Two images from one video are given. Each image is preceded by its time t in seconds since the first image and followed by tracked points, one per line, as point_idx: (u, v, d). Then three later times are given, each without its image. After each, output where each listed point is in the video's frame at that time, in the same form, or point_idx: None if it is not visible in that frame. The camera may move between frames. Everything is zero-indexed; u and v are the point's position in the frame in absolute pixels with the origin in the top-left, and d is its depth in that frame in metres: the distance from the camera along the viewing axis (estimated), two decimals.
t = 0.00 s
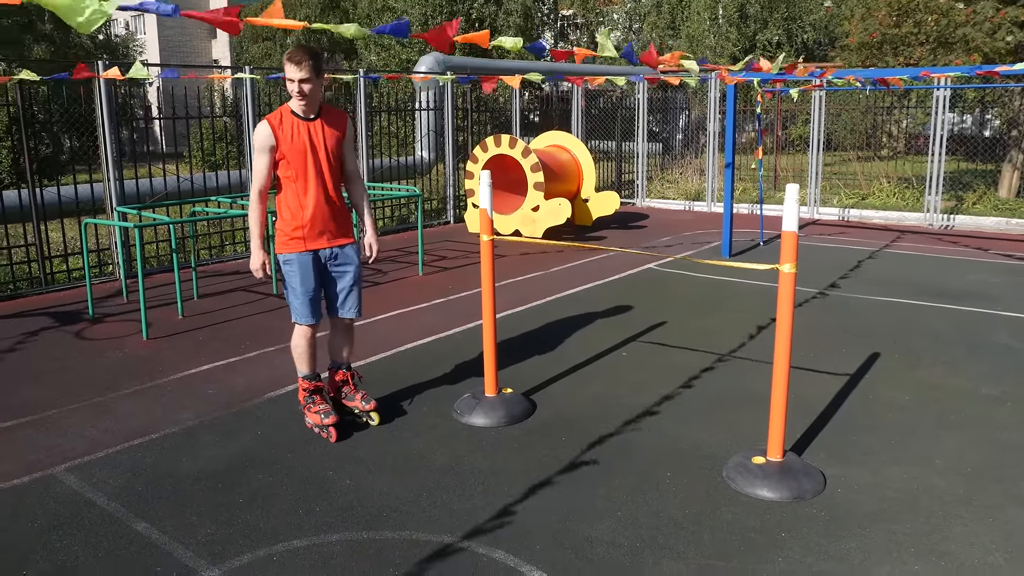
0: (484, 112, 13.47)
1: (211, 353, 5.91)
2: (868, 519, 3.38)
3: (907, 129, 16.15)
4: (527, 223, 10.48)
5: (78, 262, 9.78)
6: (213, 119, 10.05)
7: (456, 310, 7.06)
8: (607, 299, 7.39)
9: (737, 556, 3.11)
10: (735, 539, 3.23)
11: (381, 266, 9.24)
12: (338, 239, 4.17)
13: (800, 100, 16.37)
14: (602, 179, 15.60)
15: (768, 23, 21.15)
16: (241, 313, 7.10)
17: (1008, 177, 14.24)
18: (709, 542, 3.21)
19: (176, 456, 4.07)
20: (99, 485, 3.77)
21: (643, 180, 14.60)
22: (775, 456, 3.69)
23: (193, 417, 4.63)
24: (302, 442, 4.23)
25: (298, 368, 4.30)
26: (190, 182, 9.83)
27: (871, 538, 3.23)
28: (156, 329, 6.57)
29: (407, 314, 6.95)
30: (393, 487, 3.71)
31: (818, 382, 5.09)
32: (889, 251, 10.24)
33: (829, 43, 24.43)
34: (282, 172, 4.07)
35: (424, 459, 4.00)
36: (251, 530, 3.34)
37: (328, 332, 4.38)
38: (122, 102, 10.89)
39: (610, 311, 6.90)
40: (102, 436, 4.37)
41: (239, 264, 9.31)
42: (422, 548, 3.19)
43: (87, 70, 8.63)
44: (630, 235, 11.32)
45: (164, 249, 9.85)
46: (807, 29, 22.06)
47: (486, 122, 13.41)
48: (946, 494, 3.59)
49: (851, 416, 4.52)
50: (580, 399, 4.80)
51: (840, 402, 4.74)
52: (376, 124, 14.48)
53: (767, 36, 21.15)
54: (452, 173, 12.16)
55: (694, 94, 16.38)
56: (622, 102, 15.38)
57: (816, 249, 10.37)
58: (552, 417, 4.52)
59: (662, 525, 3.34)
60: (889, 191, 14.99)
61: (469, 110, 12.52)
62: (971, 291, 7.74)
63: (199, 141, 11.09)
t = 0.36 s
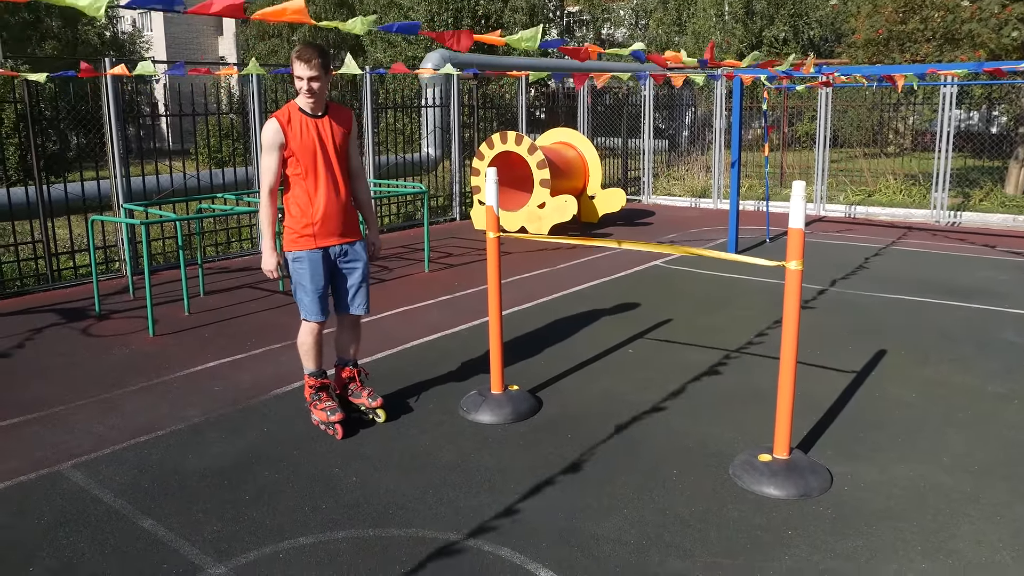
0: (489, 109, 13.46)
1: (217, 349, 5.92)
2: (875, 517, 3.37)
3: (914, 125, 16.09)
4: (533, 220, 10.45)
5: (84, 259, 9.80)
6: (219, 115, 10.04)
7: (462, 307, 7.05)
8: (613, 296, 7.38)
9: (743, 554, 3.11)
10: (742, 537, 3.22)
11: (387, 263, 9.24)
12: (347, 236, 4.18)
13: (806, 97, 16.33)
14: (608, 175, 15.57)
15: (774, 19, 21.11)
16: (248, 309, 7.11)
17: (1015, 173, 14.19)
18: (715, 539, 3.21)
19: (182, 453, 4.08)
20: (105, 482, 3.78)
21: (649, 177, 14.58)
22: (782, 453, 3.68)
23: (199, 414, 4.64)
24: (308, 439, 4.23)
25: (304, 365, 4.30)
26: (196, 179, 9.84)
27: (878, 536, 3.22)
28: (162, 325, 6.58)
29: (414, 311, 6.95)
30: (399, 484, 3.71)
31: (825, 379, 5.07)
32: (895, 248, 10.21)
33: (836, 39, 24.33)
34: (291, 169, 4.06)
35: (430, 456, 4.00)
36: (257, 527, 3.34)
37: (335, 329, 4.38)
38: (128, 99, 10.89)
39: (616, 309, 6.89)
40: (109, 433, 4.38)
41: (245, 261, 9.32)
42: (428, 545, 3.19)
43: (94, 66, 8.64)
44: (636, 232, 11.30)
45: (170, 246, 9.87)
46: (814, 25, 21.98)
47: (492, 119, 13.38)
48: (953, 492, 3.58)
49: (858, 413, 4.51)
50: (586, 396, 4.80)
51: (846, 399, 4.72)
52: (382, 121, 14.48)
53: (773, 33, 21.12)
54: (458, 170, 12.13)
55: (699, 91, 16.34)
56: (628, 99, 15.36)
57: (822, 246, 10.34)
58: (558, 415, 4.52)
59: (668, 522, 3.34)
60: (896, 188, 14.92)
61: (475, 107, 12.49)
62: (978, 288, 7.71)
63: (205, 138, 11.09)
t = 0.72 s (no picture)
0: (493, 109, 13.48)
1: (221, 349, 5.93)
2: (878, 518, 3.37)
3: (919, 127, 16.07)
4: (537, 221, 10.46)
5: (88, 258, 9.83)
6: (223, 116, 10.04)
7: (466, 308, 7.06)
8: (617, 296, 7.37)
9: (745, 554, 3.10)
10: (744, 537, 3.22)
11: (391, 263, 9.25)
12: (352, 236, 4.19)
13: (811, 98, 16.32)
14: (612, 176, 15.58)
15: (779, 21, 21.13)
16: (251, 309, 7.13)
17: (1020, 175, 14.16)
18: (718, 540, 3.20)
19: (186, 452, 4.09)
20: (109, 481, 3.79)
21: (653, 178, 14.59)
22: (785, 454, 3.68)
23: (203, 413, 4.65)
24: (311, 439, 4.24)
25: (309, 365, 4.31)
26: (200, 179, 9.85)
27: (880, 537, 3.21)
28: (166, 325, 6.60)
29: (417, 311, 6.96)
30: (402, 484, 3.71)
31: (828, 380, 5.07)
32: (899, 249, 10.20)
33: (840, 41, 24.31)
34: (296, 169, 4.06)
35: (433, 456, 4.01)
36: (260, 526, 3.35)
37: (339, 329, 4.39)
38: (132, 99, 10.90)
39: (619, 309, 6.89)
40: (113, 431, 4.39)
41: (249, 260, 9.34)
42: (430, 544, 3.20)
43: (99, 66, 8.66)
44: (640, 233, 11.30)
45: (174, 246, 9.89)
46: (819, 26, 21.96)
47: (496, 120, 13.39)
48: (956, 493, 3.57)
49: (861, 414, 4.50)
50: (589, 397, 4.80)
51: (849, 400, 4.71)
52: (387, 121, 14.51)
53: (778, 34, 21.14)
54: (462, 170, 12.14)
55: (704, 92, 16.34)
56: (632, 100, 15.34)
57: (825, 247, 10.33)
58: (561, 415, 4.52)
59: (670, 522, 3.34)
60: (900, 189, 14.90)
61: (479, 107, 12.49)
62: (982, 290, 7.69)
63: (209, 138, 11.10)
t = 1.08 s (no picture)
0: (494, 100, 13.44)
1: (223, 342, 5.94)
2: (880, 506, 3.36)
3: (921, 115, 16.01)
4: (539, 212, 10.44)
5: (90, 252, 9.82)
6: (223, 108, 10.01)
7: (467, 299, 7.05)
8: (619, 287, 7.36)
9: (748, 543, 3.10)
10: (747, 527, 3.22)
11: (393, 254, 9.24)
12: (356, 227, 4.19)
13: (813, 86, 16.26)
14: (613, 167, 15.55)
15: (780, 10, 21.08)
16: (253, 302, 7.13)
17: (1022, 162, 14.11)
18: (720, 529, 3.20)
19: (189, 445, 4.10)
20: (112, 474, 3.79)
21: (654, 167, 14.55)
22: (788, 443, 3.67)
23: (205, 406, 4.65)
24: (314, 431, 4.24)
25: (311, 357, 4.31)
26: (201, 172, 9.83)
27: (883, 526, 3.21)
28: (168, 318, 6.60)
29: (419, 302, 6.95)
30: (404, 475, 3.71)
31: (831, 369, 5.06)
32: (901, 238, 10.17)
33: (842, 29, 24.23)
34: (301, 160, 4.05)
35: (436, 447, 4.01)
36: (263, 518, 3.35)
37: (342, 321, 4.38)
38: (132, 92, 10.87)
39: (621, 300, 6.88)
40: (116, 425, 4.40)
41: (250, 253, 9.34)
42: (433, 535, 3.20)
43: (99, 59, 8.62)
44: (642, 223, 11.28)
45: (175, 239, 9.89)
46: (821, 15, 21.88)
47: (497, 111, 13.37)
48: (959, 481, 3.57)
49: (864, 403, 4.49)
50: (591, 387, 4.80)
51: (852, 389, 4.71)
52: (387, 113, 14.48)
53: (779, 23, 21.09)
54: (463, 161, 12.12)
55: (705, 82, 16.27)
56: (633, 90, 15.28)
57: (827, 236, 10.31)
58: (563, 405, 4.51)
59: (673, 512, 3.34)
60: (902, 178, 14.87)
61: (480, 98, 12.45)
62: (984, 278, 7.67)
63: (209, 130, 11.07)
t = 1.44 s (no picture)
0: (491, 108, 13.49)
1: (219, 350, 5.93)
2: (876, 515, 3.37)
3: (914, 123, 16.10)
4: (535, 220, 10.47)
5: (85, 259, 9.81)
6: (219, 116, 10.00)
7: (464, 307, 7.06)
8: (615, 294, 7.38)
9: (745, 552, 3.10)
10: (744, 535, 3.22)
11: (389, 262, 9.25)
12: (355, 235, 4.19)
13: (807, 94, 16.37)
14: (609, 174, 15.60)
15: (774, 19, 21.25)
16: (249, 310, 7.12)
17: (1015, 170, 14.19)
18: (717, 538, 3.21)
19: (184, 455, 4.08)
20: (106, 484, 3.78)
21: (650, 175, 14.59)
22: (784, 451, 3.68)
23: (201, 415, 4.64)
24: (310, 440, 4.23)
25: (309, 365, 4.30)
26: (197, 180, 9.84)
27: (879, 534, 3.22)
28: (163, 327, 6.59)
29: (416, 310, 6.96)
30: (401, 484, 3.71)
31: (826, 377, 5.08)
32: (895, 245, 10.22)
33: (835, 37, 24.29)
34: (302, 167, 4.05)
35: (433, 456, 4.00)
36: (259, 528, 3.34)
37: (339, 329, 4.38)
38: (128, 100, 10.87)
39: (618, 308, 6.90)
40: (110, 434, 4.39)
41: (246, 261, 9.33)
42: (429, 545, 3.20)
43: (95, 67, 8.62)
44: (638, 230, 11.31)
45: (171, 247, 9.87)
46: (814, 23, 22.04)
47: (493, 118, 13.40)
48: (955, 489, 3.58)
49: (859, 410, 4.51)
50: (587, 395, 4.80)
51: (847, 397, 4.72)
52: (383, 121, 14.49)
53: (773, 31, 21.22)
54: (459, 169, 12.15)
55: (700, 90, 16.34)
56: (629, 98, 15.34)
57: (822, 244, 10.34)
58: (559, 414, 4.52)
59: (670, 521, 3.34)
60: (896, 185, 14.95)
61: (476, 106, 12.49)
62: (978, 285, 7.71)
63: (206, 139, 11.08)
